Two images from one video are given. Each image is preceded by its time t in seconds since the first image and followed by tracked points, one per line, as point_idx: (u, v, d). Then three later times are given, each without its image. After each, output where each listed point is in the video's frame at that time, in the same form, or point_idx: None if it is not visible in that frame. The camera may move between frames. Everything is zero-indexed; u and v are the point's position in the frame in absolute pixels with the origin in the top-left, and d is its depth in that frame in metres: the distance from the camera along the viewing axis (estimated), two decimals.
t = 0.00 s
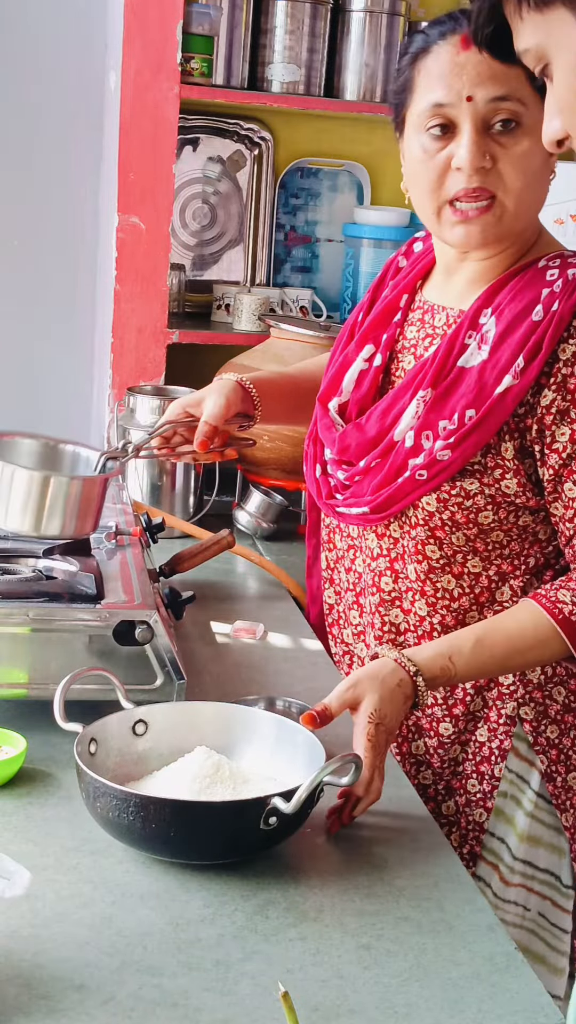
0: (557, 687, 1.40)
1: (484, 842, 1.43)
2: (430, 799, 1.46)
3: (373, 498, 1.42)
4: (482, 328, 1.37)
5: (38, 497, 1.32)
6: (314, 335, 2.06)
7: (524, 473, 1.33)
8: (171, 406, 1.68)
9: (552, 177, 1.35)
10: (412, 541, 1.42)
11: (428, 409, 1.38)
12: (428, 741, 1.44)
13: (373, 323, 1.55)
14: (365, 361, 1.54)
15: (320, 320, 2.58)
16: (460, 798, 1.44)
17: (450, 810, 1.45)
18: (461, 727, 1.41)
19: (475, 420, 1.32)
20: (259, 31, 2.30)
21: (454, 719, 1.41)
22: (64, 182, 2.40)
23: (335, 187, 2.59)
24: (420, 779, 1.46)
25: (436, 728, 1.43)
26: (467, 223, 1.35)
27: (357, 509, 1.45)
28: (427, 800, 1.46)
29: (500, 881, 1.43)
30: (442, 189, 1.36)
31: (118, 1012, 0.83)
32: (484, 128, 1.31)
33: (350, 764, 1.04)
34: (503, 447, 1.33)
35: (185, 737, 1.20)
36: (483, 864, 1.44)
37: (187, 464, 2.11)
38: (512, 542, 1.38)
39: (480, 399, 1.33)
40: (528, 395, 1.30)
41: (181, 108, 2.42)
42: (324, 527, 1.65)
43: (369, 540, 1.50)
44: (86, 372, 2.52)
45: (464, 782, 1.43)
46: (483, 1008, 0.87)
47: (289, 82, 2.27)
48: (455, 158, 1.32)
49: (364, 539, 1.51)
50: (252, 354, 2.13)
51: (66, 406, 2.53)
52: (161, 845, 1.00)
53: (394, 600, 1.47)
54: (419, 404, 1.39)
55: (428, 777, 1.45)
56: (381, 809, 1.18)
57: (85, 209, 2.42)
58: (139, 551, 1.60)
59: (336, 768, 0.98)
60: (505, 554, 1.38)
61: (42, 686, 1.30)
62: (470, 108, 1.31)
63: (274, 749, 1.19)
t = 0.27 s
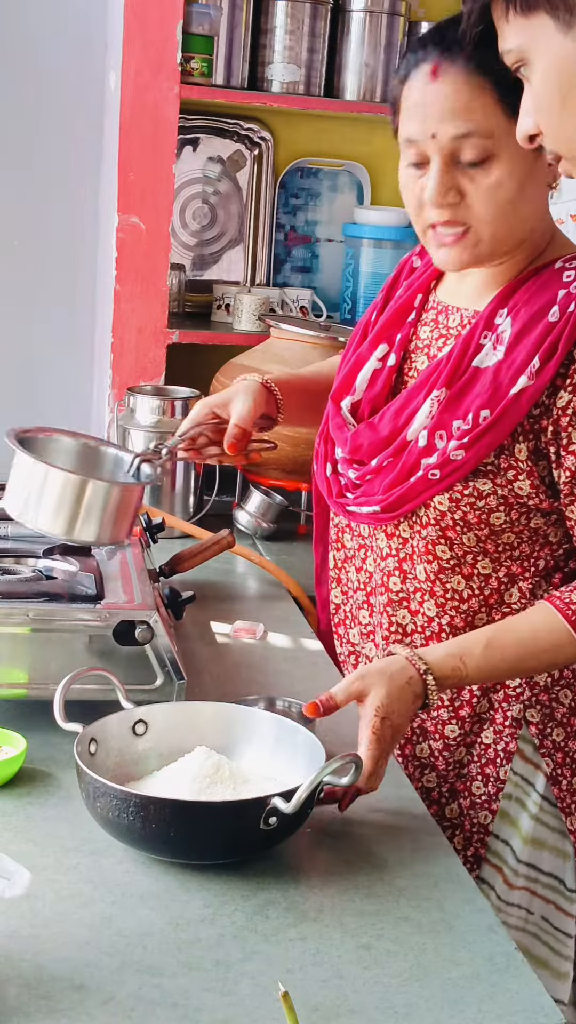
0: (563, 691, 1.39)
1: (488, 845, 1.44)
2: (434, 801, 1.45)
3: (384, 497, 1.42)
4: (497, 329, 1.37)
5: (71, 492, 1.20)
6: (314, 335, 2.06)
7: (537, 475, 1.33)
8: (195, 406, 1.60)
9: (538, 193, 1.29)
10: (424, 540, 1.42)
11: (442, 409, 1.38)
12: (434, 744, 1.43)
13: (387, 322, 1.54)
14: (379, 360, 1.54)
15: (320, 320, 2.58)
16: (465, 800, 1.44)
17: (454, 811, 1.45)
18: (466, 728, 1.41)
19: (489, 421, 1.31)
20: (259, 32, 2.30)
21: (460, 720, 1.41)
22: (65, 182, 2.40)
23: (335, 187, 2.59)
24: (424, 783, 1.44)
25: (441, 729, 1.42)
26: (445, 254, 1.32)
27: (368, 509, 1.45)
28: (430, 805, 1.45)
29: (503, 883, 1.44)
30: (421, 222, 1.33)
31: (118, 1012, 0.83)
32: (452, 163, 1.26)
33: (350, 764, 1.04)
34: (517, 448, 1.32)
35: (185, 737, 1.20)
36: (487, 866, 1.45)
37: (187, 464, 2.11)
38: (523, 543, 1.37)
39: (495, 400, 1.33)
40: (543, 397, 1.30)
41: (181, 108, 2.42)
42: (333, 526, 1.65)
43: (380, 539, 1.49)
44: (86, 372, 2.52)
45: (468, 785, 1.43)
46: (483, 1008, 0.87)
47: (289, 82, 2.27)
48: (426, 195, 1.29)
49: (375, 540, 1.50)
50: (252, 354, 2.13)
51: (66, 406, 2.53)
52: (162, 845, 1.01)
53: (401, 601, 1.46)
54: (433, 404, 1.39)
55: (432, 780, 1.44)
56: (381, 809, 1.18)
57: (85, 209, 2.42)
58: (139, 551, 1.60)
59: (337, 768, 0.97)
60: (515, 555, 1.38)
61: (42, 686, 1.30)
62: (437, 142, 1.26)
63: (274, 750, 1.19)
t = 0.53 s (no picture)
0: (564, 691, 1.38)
1: (491, 842, 1.45)
2: (437, 801, 1.43)
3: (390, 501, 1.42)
4: (504, 334, 1.37)
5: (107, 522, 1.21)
6: (314, 335, 2.05)
7: (544, 481, 1.33)
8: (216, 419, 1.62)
9: (505, 213, 1.29)
10: (428, 543, 1.42)
11: (448, 414, 1.38)
12: (436, 745, 1.41)
13: (393, 323, 1.54)
14: (385, 361, 1.53)
15: (320, 320, 2.58)
16: (468, 798, 1.44)
17: (457, 810, 1.44)
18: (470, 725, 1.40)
19: (497, 427, 1.31)
20: (259, 32, 2.30)
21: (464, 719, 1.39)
22: (65, 182, 2.40)
23: (335, 187, 2.59)
24: (426, 784, 1.42)
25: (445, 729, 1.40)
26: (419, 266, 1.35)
27: (374, 512, 1.45)
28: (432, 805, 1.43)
29: (506, 880, 1.45)
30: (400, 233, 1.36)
31: (118, 1012, 0.83)
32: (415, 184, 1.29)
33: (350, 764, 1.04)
34: (525, 453, 1.33)
35: (184, 737, 1.20)
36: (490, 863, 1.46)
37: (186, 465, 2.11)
38: (528, 546, 1.38)
39: (502, 407, 1.33)
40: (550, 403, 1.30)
41: (181, 108, 2.42)
42: (337, 520, 1.65)
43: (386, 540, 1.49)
44: (86, 372, 2.52)
45: (471, 782, 1.44)
46: (483, 1008, 0.87)
47: (289, 82, 2.27)
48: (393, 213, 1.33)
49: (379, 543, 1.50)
50: (252, 355, 2.13)
51: (66, 406, 2.53)
52: (162, 845, 1.00)
53: (405, 600, 1.46)
54: (439, 409, 1.39)
55: (435, 781, 1.42)
56: (381, 809, 1.18)
57: (85, 210, 2.42)
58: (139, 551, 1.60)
59: (337, 768, 0.97)
60: (520, 557, 1.39)
61: (42, 686, 1.30)
62: (399, 165, 1.29)
63: (275, 750, 1.18)
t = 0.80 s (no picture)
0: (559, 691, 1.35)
1: (491, 839, 1.46)
2: (435, 800, 1.45)
3: (384, 500, 1.42)
4: (500, 337, 1.37)
5: (115, 537, 1.22)
6: (315, 335, 2.05)
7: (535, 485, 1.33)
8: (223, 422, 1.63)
9: (509, 211, 1.28)
10: (422, 543, 1.42)
11: (442, 415, 1.38)
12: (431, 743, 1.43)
13: (395, 322, 1.54)
14: (386, 361, 1.53)
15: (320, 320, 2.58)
16: (466, 798, 1.45)
17: (454, 810, 1.46)
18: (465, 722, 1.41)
19: (489, 430, 1.32)
20: (258, 32, 2.30)
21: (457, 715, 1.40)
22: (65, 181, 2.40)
23: (335, 188, 2.59)
24: (423, 781, 1.45)
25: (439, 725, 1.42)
26: (425, 262, 1.37)
27: (369, 511, 1.45)
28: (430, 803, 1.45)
29: (505, 875, 1.45)
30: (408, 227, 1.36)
31: (118, 1012, 0.83)
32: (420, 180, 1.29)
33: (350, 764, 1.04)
34: (516, 455, 1.33)
35: (184, 737, 1.20)
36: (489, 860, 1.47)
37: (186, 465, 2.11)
38: (521, 549, 1.38)
39: (495, 410, 1.33)
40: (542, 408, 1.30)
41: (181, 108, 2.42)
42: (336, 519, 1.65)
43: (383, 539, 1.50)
44: (86, 372, 2.52)
45: (469, 782, 1.44)
46: (483, 1008, 0.87)
47: (289, 82, 2.27)
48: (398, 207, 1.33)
49: (376, 542, 1.50)
50: (252, 355, 2.13)
51: (66, 406, 2.53)
52: (162, 845, 1.00)
53: (404, 599, 1.46)
54: (434, 410, 1.39)
55: (431, 778, 1.44)
56: (381, 809, 1.18)
57: (85, 209, 2.43)
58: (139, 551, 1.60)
59: (337, 769, 0.97)
60: (514, 558, 1.38)
61: (42, 686, 1.30)
62: (406, 159, 1.29)
63: (275, 750, 1.19)
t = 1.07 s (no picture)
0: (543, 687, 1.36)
1: (473, 835, 1.43)
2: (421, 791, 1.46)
3: (371, 495, 1.42)
4: (488, 335, 1.37)
5: (102, 523, 1.24)
6: (315, 335, 2.05)
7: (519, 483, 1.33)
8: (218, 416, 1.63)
9: (508, 208, 1.28)
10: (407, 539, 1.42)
11: (429, 413, 1.38)
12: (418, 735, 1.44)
13: (393, 318, 1.54)
14: (383, 356, 1.53)
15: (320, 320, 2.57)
16: (450, 794, 1.44)
17: (440, 805, 1.45)
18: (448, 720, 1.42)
19: (473, 427, 1.32)
20: (258, 32, 2.30)
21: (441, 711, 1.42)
22: (64, 181, 2.40)
23: (335, 187, 2.59)
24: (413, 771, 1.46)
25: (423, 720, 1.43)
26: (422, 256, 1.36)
27: (357, 506, 1.45)
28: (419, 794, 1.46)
29: (488, 873, 1.42)
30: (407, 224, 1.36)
31: (118, 1012, 0.83)
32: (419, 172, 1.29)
33: (351, 764, 1.04)
34: (500, 454, 1.33)
35: (185, 737, 1.20)
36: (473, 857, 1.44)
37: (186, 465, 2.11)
38: (505, 548, 1.38)
39: (480, 407, 1.33)
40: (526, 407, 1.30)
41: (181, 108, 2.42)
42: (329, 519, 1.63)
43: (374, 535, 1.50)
44: (86, 372, 2.52)
45: (454, 778, 1.44)
46: (483, 1008, 0.87)
47: (289, 82, 2.27)
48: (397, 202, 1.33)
49: (366, 537, 1.50)
50: (252, 355, 2.13)
51: (66, 406, 2.53)
52: (162, 845, 1.00)
53: (397, 592, 1.46)
54: (421, 406, 1.39)
55: (419, 771, 1.46)
56: (381, 809, 1.18)
57: (85, 209, 2.42)
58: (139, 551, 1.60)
59: (337, 769, 0.97)
60: (499, 556, 1.38)
61: (42, 686, 1.30)
62: (406, 152, 1.30)
63: (275, 750, 1.18)
